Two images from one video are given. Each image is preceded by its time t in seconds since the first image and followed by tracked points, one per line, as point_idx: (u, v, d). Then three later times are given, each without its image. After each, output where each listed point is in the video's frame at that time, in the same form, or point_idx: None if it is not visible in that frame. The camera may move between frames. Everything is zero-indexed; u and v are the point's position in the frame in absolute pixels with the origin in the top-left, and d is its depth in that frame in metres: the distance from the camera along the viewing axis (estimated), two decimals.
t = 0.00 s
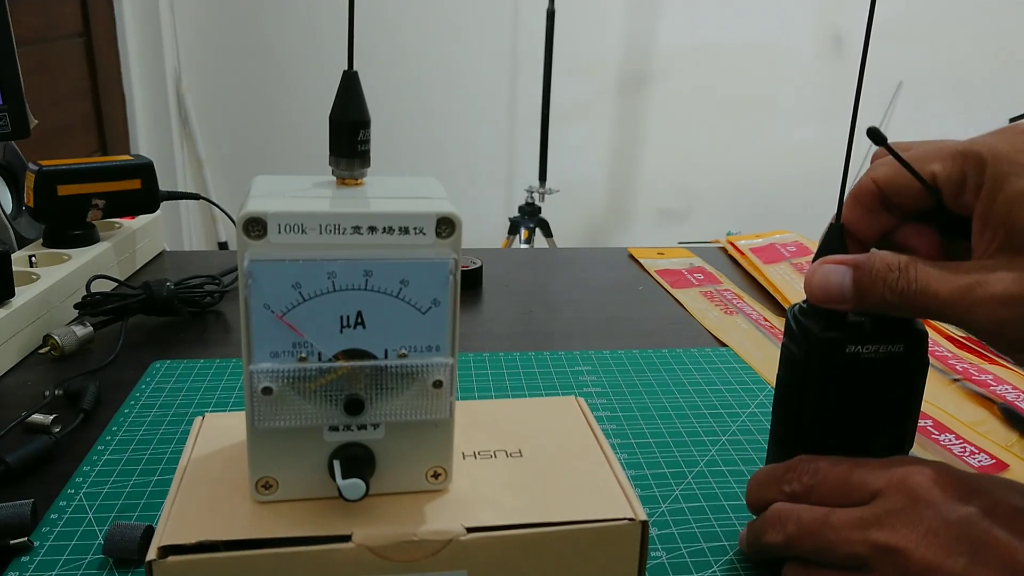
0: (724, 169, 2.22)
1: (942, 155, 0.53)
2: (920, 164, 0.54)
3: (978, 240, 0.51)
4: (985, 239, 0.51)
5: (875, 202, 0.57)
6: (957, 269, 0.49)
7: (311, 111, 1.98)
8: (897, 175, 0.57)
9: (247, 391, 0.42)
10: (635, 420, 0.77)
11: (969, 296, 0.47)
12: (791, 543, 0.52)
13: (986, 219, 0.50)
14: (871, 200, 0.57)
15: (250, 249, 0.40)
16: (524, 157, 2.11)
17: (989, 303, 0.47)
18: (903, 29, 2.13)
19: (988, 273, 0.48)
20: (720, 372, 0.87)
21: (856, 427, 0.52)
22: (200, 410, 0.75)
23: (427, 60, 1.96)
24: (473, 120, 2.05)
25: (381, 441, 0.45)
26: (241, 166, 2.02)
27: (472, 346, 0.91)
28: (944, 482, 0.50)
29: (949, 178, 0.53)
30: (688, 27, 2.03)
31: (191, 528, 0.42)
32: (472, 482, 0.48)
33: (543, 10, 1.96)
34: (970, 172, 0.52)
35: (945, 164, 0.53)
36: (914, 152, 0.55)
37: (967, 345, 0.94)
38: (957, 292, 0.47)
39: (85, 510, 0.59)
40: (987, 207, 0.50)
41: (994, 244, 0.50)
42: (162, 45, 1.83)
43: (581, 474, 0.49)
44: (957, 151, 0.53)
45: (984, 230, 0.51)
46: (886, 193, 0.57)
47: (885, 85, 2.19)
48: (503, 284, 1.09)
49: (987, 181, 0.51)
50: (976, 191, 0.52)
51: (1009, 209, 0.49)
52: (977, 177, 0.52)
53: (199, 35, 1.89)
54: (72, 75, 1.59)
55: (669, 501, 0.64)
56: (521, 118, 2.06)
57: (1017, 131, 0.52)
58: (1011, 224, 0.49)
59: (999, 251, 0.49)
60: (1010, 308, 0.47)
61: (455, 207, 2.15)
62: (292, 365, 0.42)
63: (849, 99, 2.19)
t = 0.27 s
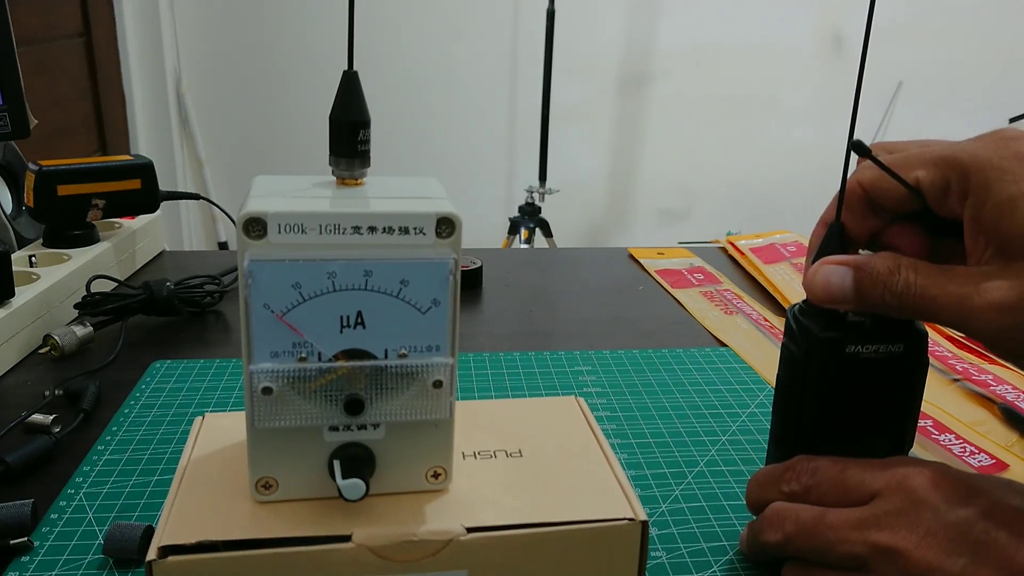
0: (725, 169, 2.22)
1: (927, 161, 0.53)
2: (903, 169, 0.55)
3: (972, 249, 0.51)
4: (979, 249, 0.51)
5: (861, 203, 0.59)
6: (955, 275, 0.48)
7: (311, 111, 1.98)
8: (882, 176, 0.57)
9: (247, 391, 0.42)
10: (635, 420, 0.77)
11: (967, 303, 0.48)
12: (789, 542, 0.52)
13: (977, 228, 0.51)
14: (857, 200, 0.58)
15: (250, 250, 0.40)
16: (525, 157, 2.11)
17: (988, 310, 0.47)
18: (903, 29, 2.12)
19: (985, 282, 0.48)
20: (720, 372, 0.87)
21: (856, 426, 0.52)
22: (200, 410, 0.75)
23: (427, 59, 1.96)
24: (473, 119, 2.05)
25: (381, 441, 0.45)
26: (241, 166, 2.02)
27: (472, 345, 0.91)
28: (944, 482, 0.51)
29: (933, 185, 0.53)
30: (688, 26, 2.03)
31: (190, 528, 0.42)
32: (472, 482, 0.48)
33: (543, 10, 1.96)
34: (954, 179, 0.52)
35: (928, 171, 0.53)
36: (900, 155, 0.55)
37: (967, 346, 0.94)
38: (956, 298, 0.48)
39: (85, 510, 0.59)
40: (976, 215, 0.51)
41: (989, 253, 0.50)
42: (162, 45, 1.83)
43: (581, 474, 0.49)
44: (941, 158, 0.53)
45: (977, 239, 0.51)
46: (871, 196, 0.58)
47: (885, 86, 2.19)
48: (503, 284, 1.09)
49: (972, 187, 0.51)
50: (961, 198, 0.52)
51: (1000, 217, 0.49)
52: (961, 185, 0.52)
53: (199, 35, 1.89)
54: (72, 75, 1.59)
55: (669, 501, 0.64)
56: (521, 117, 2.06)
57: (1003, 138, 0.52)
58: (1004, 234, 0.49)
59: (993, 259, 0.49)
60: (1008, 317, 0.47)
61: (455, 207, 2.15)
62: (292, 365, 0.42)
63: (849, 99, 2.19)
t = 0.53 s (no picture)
0: (725, 169, 2.22)
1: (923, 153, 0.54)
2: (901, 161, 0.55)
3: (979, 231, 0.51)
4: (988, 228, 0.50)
5: (859, 200, 0.59)
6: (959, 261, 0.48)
7: (311, 111, 1.98)
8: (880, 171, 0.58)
9: (247, 391, 0.42)
10: (635, 420, 0.77)
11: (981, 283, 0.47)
12: (790, 542, 0.51)
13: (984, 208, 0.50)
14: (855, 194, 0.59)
15: (250, 250, 0.40)
16: (525, 157, 2.11)
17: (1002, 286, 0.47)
18: (903, 28, 2.12)
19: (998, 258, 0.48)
20: (720, 372, 0.87)
21: (856, 426, 0.52)
22: (200, 411, 0.75)
23: (427, 59, 1.96)
24: (474, 119, 2.05)
25: (381, 441, 0.45)
26: (241, 166, 2.02)
27: (472, 345, 0.91)
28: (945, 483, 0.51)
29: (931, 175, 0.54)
30: (688, 26, 2.03)
31: (189, 528, 0.42)
32: (471, 482, 0.48)
33: (543, 10, 1.96)
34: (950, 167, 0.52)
35: (927, 162, 0.54)
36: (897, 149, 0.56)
37: (967, 346, 0.94)
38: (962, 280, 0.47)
39: (85, 510, 0.59)
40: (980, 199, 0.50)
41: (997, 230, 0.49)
42: (162, 45, 1.83)
43: (581, 474, 0.49)
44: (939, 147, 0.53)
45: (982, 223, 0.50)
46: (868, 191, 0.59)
47: (885, 86, 2.19)
48: (503, 284, 1.09)
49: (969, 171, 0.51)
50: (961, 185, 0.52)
51: (1003, 199, 0.48)
52: (961, 172, 0.52)
53: (199, 35, 1.89)
54: (71, 75, 1.59)
55: (669, 501, 0.64)
56: (521, 117, 2.06)
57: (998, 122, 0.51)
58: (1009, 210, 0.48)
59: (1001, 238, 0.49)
60: None
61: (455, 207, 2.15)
62: (292, 365, 0.42)
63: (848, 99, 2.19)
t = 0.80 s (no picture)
0: (725, 169, 2.22)
1: (909, 142, 0.54)
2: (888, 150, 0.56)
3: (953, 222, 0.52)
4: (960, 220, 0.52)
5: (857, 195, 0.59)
6: (933, 255, 0.49)
7: (311, 111, 1.98)
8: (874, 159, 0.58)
9: (247, 391, 0.42)
10: (635, 420, 0.77)
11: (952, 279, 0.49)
12: (790, 540, 0.51)
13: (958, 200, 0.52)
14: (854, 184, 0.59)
15: (250, 249, 0.40)
16: (525, 157, 2.11)
17: (971, 283, 0.49)
18: (903, 28, 2.12)
19: (966, 252, 0.49)
20: (720, 372, 0.87)
21: (856, 426, 0.52)
22: (200, 410, 0.75)
23: (427, 59, 1.96)
24: (473, 119, 2.05)
25: (381, 441, 0.45)
26: (241, 166, 2.02)
27: (472, 345, 0.91)
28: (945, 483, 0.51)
29: (918, 165, 0.54)
30: (688, 26, 2.03)
31: (189, 529, 0.42)
32: (472, 483, 0.48)
33: (543, 10, 1.96)
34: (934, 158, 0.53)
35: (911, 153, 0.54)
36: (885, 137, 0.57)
37: (967, 346, 0.94)
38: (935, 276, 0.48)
39: (85, 510, 0.59)
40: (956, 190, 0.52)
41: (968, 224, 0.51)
42: (162, 45, 1.83)
43: (581, 475, 0.49)
44: (923, 138, 0.54)
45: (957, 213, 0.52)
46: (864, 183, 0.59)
47: (884, 86, 2.19)
48: (503, 284, 1.09)
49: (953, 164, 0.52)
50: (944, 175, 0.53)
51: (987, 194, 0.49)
52: (943, 161, 0.53)
53: (199, 35, 1.89)
54: (71, 75, 1.59)
55: (669, 501, 0.64)
56: (521, 117, 2.06)
57: (978, 113, 0.53)
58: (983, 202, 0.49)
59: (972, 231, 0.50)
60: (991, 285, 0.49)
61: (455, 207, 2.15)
62: (292, 365, 0.42)
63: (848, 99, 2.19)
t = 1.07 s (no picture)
0: (725, 170, 2.22)
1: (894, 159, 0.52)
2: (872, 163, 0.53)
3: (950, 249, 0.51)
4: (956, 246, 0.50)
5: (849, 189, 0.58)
6: (938, 270, 0.48)
7: (311, 111, 1.98)
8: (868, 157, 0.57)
9: (247, 391, 0.42)
10: (635, 420, 0.77)
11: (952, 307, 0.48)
12: (788, 538, 0.51)
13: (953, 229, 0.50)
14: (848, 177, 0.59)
15: (250, 250, 0.40)
16: (525, 157, 2.11)
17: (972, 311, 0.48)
18: (903, 28, 2.12)
19: (966, 283, 0.48)
20: (720, 372, 0.87)
21: (856, 426, 0.52)
22: (200, 410, 0.75)
23: (427, 59, 1.96)
24: (473, 119, 2.05)
25: (381, 441, 0.45)
26: (241, 166, 2.02)
27: (472, 346, 0.91)
28: (945, 481, 0.51)
29: (902, 184, 0.52)
30: (688, 26, 2.03)
31: (190, 528, 0.42)
32: (472, 482, 0.48)
33: (543, 10, 1.96)
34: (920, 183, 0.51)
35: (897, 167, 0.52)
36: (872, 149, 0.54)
37: (967, 346, 0.94)
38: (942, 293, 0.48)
39: (85, 510, 0.59)
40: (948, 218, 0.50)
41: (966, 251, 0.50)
42: (162, 45, 1.83)
43: (581, 474, 0.49)
44: (906, 161, 0.51)
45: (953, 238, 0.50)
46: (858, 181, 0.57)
47: (884, 86, 2.19)
48: (503, 284, 1.09)
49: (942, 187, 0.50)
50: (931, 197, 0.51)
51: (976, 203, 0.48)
52: (929, 187, 0.51)
53: (199, 35, 1.89)
54: (72, 76, 1.59)
55: (669, 501, 0.64)
56: (521, 117, 2.06)
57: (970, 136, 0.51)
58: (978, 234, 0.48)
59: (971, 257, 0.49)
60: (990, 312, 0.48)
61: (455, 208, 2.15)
62: (292, 365, 0.42)
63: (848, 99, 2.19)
